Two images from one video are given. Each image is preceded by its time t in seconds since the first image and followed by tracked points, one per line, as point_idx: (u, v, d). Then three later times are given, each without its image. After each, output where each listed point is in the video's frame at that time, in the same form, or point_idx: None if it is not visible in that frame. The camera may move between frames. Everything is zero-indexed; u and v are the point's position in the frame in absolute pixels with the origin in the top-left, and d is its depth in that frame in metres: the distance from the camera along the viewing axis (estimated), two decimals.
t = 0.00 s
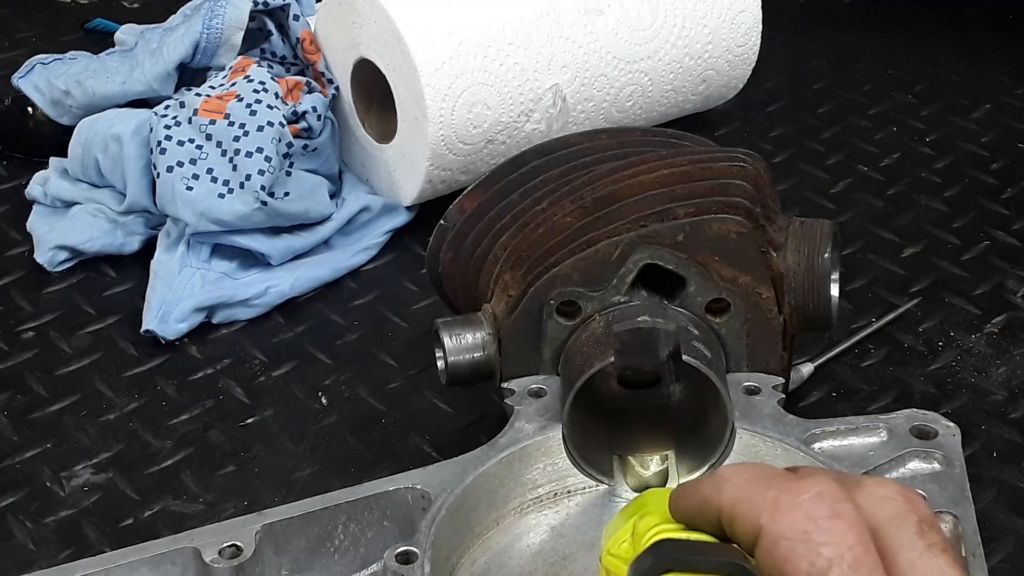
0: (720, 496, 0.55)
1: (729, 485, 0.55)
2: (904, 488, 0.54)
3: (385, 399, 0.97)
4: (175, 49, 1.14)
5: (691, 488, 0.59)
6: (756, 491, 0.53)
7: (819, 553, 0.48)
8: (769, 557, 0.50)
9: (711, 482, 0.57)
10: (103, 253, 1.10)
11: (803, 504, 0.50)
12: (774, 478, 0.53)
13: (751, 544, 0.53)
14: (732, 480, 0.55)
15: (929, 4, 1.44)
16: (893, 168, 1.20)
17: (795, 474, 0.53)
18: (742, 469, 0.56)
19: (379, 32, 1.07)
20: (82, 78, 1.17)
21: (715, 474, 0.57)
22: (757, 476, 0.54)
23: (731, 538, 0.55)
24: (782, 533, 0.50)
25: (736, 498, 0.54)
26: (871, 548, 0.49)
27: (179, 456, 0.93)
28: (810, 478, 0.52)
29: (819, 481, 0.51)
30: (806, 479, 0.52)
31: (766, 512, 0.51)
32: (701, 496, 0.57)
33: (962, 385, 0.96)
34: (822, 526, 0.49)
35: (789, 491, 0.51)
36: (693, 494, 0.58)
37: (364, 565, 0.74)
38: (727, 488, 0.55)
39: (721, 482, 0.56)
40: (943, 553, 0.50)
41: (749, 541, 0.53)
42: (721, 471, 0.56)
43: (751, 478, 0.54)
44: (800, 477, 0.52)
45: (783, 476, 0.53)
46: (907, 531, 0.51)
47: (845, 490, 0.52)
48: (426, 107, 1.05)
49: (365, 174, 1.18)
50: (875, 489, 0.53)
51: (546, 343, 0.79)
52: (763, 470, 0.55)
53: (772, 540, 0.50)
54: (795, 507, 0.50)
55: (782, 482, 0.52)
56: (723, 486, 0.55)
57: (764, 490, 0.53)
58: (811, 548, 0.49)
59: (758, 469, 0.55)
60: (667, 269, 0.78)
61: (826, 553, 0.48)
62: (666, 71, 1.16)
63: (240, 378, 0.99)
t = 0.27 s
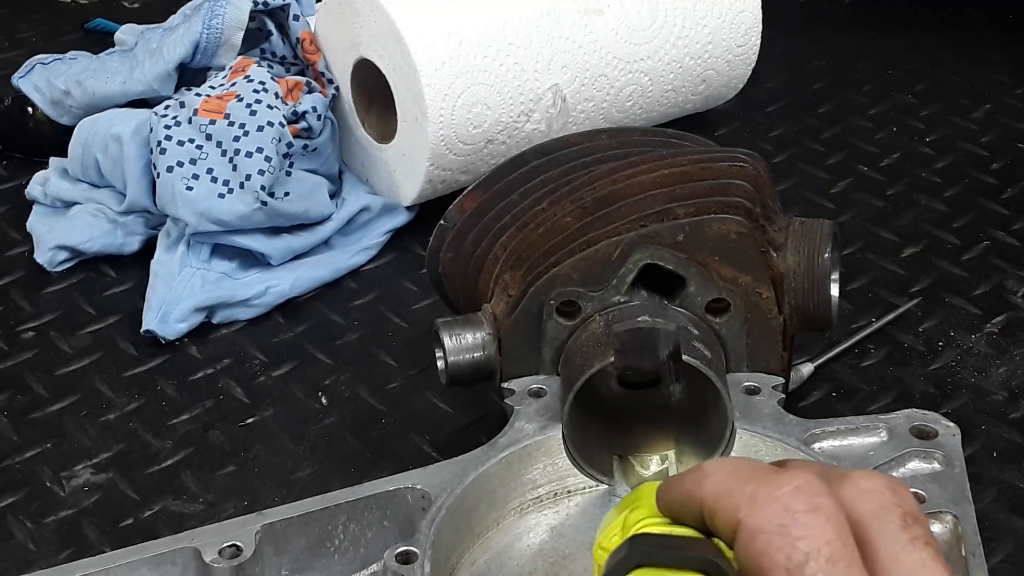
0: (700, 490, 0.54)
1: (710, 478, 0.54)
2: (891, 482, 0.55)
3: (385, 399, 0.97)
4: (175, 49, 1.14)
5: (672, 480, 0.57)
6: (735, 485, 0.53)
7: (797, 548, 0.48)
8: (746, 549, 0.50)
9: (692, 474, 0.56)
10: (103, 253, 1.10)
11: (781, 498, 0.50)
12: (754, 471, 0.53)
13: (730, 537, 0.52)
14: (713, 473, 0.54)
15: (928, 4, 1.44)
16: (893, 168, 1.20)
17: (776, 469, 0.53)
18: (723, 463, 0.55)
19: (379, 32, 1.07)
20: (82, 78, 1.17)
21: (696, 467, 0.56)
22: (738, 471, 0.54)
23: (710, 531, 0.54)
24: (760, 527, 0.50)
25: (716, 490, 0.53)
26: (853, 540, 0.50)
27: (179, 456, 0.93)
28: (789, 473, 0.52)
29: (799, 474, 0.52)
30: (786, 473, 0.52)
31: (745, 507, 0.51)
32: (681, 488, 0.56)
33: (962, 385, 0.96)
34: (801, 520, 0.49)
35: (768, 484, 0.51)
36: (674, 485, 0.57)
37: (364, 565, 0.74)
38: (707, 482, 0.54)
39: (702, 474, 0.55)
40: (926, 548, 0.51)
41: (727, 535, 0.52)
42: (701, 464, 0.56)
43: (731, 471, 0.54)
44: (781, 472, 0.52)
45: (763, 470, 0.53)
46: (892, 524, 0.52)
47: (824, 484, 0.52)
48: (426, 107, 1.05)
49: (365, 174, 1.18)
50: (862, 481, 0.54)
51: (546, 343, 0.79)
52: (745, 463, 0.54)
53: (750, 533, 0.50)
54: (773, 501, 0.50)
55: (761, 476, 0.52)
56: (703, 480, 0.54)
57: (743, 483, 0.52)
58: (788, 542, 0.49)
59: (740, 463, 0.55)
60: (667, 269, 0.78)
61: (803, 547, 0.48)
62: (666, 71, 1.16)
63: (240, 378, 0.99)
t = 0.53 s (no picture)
0: (677, 510, 0.56)
1: (687, 498, 0.56)
2: (870, 498, 0.56)
3: (385, 399, 0.97)
4: (175, 49, 1.14)
5: (651, 500, 0.60)
6: (711, 505, 0.54)
7: (773, 570, 0.49)
8: (723, 570, 0.52)
9: (670, 494, 0.58)
10: (103, 253, 1.10)
11: (756, 519, 0.51)
12: (729, 490, 0.55)
13: (707, 556, 0.54)
14: (689, 493, 0.56)
15: (928, 4, 1.44)
16: (893, 168, 1.20)
17: (750, 488, 0.54)
18: (700, 481, 0.57)
19: (379, 32, 1.07)
20: (82, 78, 1.17)
21: (674, 486, 0.58)
22: (715, 489, 0.55)
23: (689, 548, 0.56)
24: (736, 548, 0.51)
25: (693, 510, 0.55)
26: (829, 560, 0.51)
27: (179, 456, 0.93)
28: (763, 493, 0.53)
29: (773, 495, 0.53)
30: (760, 493, 0.53)
31: (721, 528, 0.53)
32: (660, 508, 0.58)
33: (962, 385, 0.96)
34: (775, 542, 0.50)
35: (742, 505, 0.53)
36: (653, 504, 0.59)
37: (364, 565, 0.74)
38: (683, 502, 0.56)
39: (679, 494, 0.57)
40: (902, 566, 0.53)
41: (705, 554, 0.54)
42: (679, 484, 0.58)
43: (707, 491, 0.56)
44: (756, 492, 0.53)
45: (738, 489, 0.54)
46: (868, 543, 0.53)
47: (802, 504, 0.52)
48: (426, 107, 1.05)
49: (365, 174, 1.18)
50: (840, 498, 0.56)
51: (546, 343, 0.79)
52: (721, 482, 0.56)
53: (727, 554, 0.52)
54: (749, 523, 0.52)
55: (736, 497, 0.53)
56: (679, 499, 0.57)
57: (719, 503, 0.54)
58: (764, 564, 0.50)
59: (718, 480, 0.56)
60: (667, 269, 0.78)
61: (778, 570, 0.49)
62: (666, 71, 1.16)
63: (240, 378, 0.99)
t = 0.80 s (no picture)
0: (678, 508, 0.56)
1: (687, 497, 0.56)
2: (871, 500, 0.56)
3: (385, 399, 0.97)
4: (175, 49, 1.14)
5: (652, 499, 0.59)
6: (712, 504, 0.54)
7: (773, 569, 0.49)
8: (723, 569, 0.52)
9: (671, 493, 0.58)
10: (103, 253, 1.10)
11: (756, 519, 0.51)
12: (730, 490, 0.55)
13: (707, 555, 0.54)
14: (690, 492, 0.56)
15: (928, 4, 1.44)
16: (893, 168, 1.20)
17: (751, 488, 0.54)
18: (702, 481, 0.57)
19: (379, 32, 1.07)
20: (82, 78, 1.17)
21: (675, 485, 0.58)
22: (716, 489, 0.55)
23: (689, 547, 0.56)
24: (736, 548, 0.51)
25: (693, 509, 0.55)
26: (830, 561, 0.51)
27: (179, 456, 0.93)
28: (765, 492, 0.53)
29: (775, 495, 0.53)
30: (761, 493, 0.53)
31: (721, 527, 0.53)
32: (660, 506, 0.58)
33: (962, 385, 0.96)
34: (776, 541, 0.50)
35: (744, 505, 0.53)
36: (654, 503, 0.59)
37: (364, 565, 0.74)
38: (684, 500, 0.56)
39: (680, 493, 0.57)
40: (902, 567, 0.53)
41: (705, 553, 0.54)
42: (680, 483, 0.58)
43: (708, 490, 0.56)
44: (757, 492, 0.54)
45: (740, 489, 0.54)
46: (869, 545, 0.54)
47: (802, 505, 0.52)
48: (426, 107, 1.05)
49: (365, 174, 1.18)
50: (841, 499, 0.56)
51: (546, 343, 0.79)
52: (723, 482, 0.56)
53: (726, 554, 0.52)
54: (749, 522, 0.52)
55: (737, 496, 0.53)
56: (680, 498, 0.56)
57: (720, 503, 0.54)
58: (765, 564, 0.50)
59: (720, 480, 0.56)
60: (667, 269, 0.78)
61: (779, 569, 0.49)
62: (666, 71, 1.16)
63: (240, 378, 0.99)
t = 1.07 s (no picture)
0: (675, 509, 0.56)
1: (684, 498, 0.56)
2: (869, 500, 0.56)
3: (385, 399, 0.97)
4: (175, 49, 1.14)
5: (649, 500, 0.59)
6: (708, 505, 0.54)
7: (770, 570, 0.49)
8: (720, 571, 0.52)
9: (668, 494, 0.58)
10: (103, 253, 1.10)
11: (753, 520, 0.51)
12: (727, 491, 0.55)
13: (704, 555, 0.54)
14: (687, 493, 0.56)
15: (928, 4, 1.44)
16: (894, 168, 1.20)
17: (748, 488, 0.54)
18: (699, 482, 0.57)
19: (379, 32, 1.07)
20: (82, 78, 1.17)
21: (671, 486, 0.58)
22: (713, 489, 0.55)
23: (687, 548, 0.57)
24: (732, 549, 0.51)
25: (690, 510, 0.55)
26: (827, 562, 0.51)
27: (179, 456, 0.93)
28: (761, 493, 0.53)
29: (771, 495, 0.53)
30: (758, 494, 0.53)
31: (718, 528, 0.53)
32: (657, 507, 0.58)
33: (962, 385, 0.96)
34: (772, 542, 0.50)
35: (740, 506, 0.53)
36: (651, 504, 0.59)
37: (364, 565, 0.74)
38: (681, 501, 0.56)
39: (677, 494, 0.57)
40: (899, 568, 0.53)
41: (702, 555, 0.54)
42: (677, 484, 0.58)
43: (705, 491, 0.55)
44: (754, 492, 0.54)
45: (736, 490, 0.54)
46: (867, 545, 0.53)
47: (799, 506, 0.52)
48: (426, 107, 1.05)
49: (365, 174, 1.18)
50: (838, 500, 0.56)
51: (546, 343, 0.79)
52: (720, 483, 0.56)
53: (723, 555, 0.52)
54: (746, 524, 0.52)
55: (733, 497, 0.53)
56: (677, 499, 0.56)
57: (716, 504, 0.54)
58: (761, 565, 0.50)
59: (717, 481, 0.56)
60: (667, 269, 0.78)
61: (776, 570, 0.49)
62: (666, 71, 1.16)
63: (240, 378, 0.99)
